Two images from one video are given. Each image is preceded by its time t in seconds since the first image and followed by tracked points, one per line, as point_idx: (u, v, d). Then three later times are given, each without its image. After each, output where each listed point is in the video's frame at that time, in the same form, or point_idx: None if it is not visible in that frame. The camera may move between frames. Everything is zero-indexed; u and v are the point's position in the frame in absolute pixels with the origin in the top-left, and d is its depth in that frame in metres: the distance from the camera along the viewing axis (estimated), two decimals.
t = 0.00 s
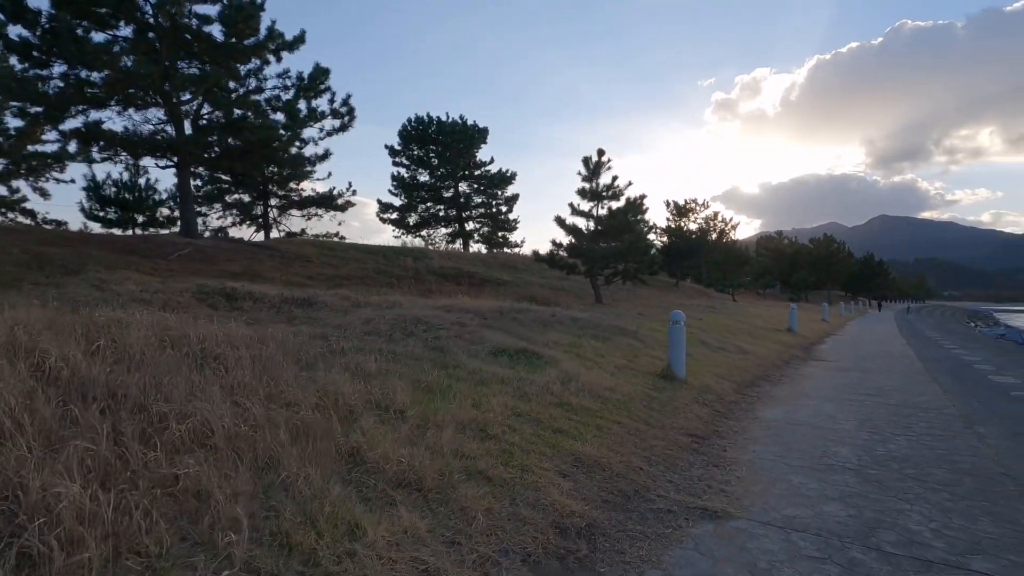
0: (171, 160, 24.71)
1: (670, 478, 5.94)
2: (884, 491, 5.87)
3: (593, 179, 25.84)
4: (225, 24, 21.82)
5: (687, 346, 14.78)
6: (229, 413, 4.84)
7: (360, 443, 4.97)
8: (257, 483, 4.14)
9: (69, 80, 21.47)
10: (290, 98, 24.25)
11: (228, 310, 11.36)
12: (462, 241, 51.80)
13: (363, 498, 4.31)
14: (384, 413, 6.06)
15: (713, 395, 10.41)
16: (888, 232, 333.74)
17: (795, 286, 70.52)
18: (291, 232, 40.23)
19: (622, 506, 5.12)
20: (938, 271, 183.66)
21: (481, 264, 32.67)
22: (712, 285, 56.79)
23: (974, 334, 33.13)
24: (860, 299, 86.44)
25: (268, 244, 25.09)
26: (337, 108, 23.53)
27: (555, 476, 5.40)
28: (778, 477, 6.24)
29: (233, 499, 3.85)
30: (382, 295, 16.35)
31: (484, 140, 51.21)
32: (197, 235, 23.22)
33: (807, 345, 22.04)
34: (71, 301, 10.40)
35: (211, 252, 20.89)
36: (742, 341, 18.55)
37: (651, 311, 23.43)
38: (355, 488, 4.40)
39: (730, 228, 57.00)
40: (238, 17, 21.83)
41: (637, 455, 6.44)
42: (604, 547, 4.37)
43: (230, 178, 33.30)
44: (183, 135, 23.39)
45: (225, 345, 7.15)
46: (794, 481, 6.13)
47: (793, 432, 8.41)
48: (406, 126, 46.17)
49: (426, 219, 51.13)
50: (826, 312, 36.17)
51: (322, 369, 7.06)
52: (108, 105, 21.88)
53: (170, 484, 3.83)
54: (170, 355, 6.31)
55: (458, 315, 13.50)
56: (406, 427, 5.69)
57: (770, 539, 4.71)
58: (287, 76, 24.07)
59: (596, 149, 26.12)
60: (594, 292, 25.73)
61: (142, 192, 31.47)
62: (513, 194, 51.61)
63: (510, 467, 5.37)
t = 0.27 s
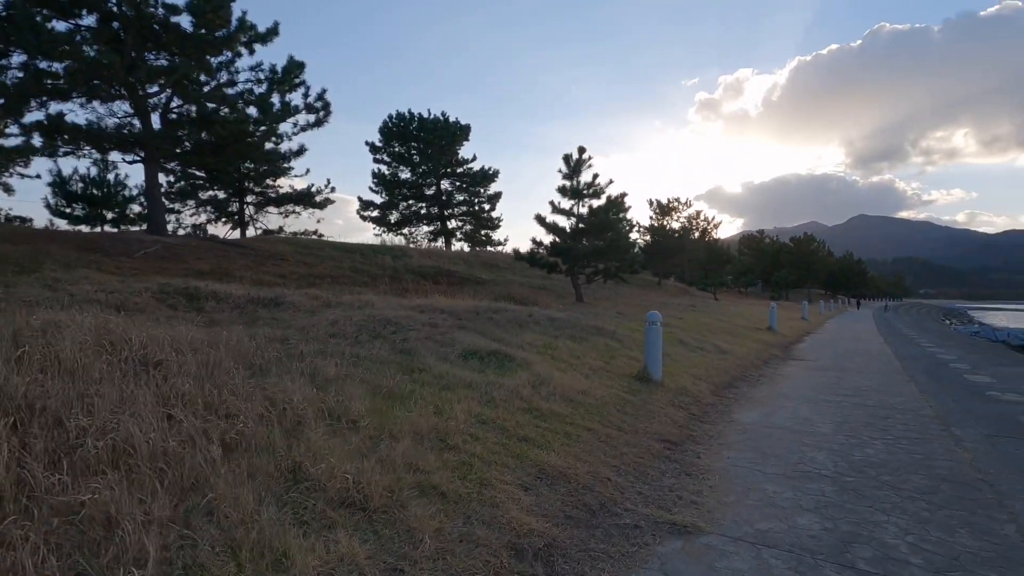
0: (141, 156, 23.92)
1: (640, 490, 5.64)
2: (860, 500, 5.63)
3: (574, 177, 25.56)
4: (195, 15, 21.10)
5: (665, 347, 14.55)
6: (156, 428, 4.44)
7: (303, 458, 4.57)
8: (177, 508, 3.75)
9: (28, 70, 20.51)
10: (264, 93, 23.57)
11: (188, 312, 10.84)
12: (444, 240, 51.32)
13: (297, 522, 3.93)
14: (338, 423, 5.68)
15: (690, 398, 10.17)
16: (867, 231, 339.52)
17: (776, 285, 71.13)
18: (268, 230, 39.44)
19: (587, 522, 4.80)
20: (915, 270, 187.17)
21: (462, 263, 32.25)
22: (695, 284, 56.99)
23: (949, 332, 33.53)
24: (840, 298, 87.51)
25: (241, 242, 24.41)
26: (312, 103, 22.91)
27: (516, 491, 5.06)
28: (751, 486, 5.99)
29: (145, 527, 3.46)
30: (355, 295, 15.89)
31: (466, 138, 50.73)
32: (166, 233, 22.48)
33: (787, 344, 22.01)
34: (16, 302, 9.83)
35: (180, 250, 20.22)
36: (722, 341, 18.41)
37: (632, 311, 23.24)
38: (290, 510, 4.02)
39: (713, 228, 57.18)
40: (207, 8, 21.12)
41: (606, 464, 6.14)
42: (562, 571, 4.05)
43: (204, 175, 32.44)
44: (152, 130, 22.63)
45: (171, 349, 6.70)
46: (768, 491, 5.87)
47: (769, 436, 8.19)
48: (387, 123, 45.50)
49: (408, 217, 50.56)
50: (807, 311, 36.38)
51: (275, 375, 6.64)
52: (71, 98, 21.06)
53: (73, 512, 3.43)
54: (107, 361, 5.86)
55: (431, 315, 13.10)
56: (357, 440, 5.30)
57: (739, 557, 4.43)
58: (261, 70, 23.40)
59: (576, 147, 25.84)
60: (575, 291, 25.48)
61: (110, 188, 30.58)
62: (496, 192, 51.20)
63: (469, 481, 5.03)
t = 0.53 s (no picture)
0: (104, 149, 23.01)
1: (603, 495, 5.36)
2: (831, 503, 5.41)
3: (552, 173, 25.31)
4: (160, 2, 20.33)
5: (641, 345, 14.33)
6: (66, 435, 4.03)
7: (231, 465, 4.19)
8: (76, 528, 3.38)
9: None
10: (234, 84, 22.85)
11: (140, 310, 10.30)
12: (424, 237, 50.77)
13: (215, 539, 3.57)
14: (281, 427, 5.30)
15: (663, 397, 9.94)
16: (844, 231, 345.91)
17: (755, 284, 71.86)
18: (241, 226, 38.54)
19: (543, 531, 4.49)
20: (890, 270, 191.05)
21: (440, 260, 31.82)
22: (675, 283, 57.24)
23: (921, 330, 34.04)
24: (817, 296, 88.81)
25: (210, 239, 23.69)
26: (283, 96, 22.27)
27: (469, 498, 4.74)
28: (720, 489, 5.75)
29: (28, 554, 3.10)
30: (324, 293, 15.41)
31: (446, 135, 50.22)
32: (130, 230, 21.69)
33: (764, 343, 22.01)
34: None
35: (143, 246, 19.49)
36: (699, 339, 18.30)
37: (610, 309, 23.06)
38: (210, 526, 3.66)
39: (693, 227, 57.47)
40: None
41: (569, 468, 5.85)
42: None
43: (173, 170, 31.49)
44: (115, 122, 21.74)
45: (107, 348, 6.24)
46: (736, 494, 5.62)
47: (741, 435, 7.98)
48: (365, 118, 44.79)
49: (387, 214, 49.91)
50: (784, 309, 36.67)
51: (220, 376, 6.22)
52: (28, 87, 20.14)
53: None
54: (29, 362, 5.40)
55: (400, 313, 12.70)
56: (300, 443, 4.93)
57: (702, 567, 4.16)
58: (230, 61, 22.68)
59: (554, 144, 25.57)
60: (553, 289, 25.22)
61: (75, 181, 29.53)
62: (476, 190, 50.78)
63: (418, 489, 4.69)
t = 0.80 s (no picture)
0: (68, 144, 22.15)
1: (570, 508, 5.08)
2: (807, 515, 5.19)
3: (532, 173, 25.05)
4: None
5: (619, 346, 14.12)
6: None
7: (159, 485, 3.84)
8: None
9: None
10: (206, 79, 22.17)
11: (93, 312, 9.78)
12: (406, 237, 50.21)
13: (130, 572, 3.22)
14: (225, 439, 4.94)
15: (640, 401, 9.71)
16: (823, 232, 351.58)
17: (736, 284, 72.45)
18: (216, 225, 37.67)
19: (504, 551, 4.19)
20: (867, 270, 194.50)
21: (420, 260, 31.37)
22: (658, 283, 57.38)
23: (898, 330, 34.46)
24: (797, 296, 89.86)
25: (180, 237, 22.99)
26: (255, 91, 21.68)
27: (426, 516, 4.42)
28: (693, 500, 5.51)
29: None
30: (295, 293, 14.95)
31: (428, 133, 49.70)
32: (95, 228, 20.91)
33: (744, 343, 21.99)
34: None
35: (108, 244, 18.80)
36: (679, 340, 18.17)
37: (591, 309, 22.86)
38: (126, 556, 3.31)
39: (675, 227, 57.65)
40: None
41: (537, 479, 5.56)
42: None
43: (144, 166, 30.59)
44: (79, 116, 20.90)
45: (41, 354, 5.81)
46: (710, 506, 5.38)
47: (717, 441, 7.78)
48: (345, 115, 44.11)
49: (368, 213, 49.25)
50: (764, 309, 36.88)
51: (165, 384, 5.82)
52: None
53: None
54: None
55: (372, 315, 12.32)
56: (243, 458, 4.58)
57: None
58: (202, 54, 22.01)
59: (535, 143, 25.31)
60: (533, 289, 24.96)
61: (40, 178, 28.45)
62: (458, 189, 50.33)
63: (371, 507, 4.36)
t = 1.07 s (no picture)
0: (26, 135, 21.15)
1: (534, 517, 4.74)
2: (784, 521, 4.92)
3: (512, 168, 24.70)
4: None
5: (597, 344, 13.85)
6: None
7: (66, 502, 3.42)
8: None
9: None
10: (172, 68, 21.37)
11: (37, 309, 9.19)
12: (386, 234, 49.53)
13: None
14: (156, 448, 4.50)
15: (615, 400, 9.42)
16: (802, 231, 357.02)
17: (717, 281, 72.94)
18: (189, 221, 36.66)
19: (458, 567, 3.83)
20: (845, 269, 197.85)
21: (398, 257, 30.84)
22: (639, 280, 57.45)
23: (875, 327, 34.82)
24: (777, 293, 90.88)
25: (147, 233, 22.20)
26: (225, 82, 20.96)
27: (374, 531, 4.04)
28: (665, 506, 5.21)
29: None
30: (262, 290, 14.41)
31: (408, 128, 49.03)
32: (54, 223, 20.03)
33: (723, 340, 21.92)
34: None
35: (68, 239, 18.02)
36: (659, 337, 17.99)
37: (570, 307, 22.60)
38: None
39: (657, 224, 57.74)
40: None
41: (501, 486, 5.21)
42: None
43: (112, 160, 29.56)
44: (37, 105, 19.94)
45: None
46: (683, 512, 5.09)
47: (694, 442, 7.51)
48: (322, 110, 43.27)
49: (347, 210, 48.49)
50: (744, 307, 37.02)
51: (97, 387, 5.36)
52: None
53: None
54: None
55: (341, 312, 11.87)
56: (172, 468, 4.16)
57: None
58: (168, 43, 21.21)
59: (515, 138, 24.94)
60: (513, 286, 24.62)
61: None
62: (440, 185, 49.77)
63: (313, 523, 3.97)
